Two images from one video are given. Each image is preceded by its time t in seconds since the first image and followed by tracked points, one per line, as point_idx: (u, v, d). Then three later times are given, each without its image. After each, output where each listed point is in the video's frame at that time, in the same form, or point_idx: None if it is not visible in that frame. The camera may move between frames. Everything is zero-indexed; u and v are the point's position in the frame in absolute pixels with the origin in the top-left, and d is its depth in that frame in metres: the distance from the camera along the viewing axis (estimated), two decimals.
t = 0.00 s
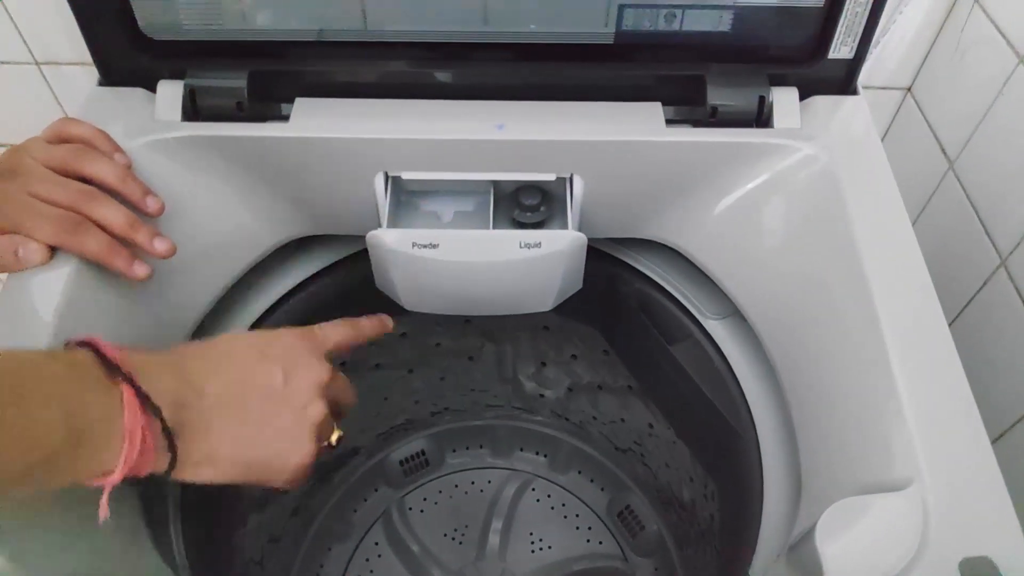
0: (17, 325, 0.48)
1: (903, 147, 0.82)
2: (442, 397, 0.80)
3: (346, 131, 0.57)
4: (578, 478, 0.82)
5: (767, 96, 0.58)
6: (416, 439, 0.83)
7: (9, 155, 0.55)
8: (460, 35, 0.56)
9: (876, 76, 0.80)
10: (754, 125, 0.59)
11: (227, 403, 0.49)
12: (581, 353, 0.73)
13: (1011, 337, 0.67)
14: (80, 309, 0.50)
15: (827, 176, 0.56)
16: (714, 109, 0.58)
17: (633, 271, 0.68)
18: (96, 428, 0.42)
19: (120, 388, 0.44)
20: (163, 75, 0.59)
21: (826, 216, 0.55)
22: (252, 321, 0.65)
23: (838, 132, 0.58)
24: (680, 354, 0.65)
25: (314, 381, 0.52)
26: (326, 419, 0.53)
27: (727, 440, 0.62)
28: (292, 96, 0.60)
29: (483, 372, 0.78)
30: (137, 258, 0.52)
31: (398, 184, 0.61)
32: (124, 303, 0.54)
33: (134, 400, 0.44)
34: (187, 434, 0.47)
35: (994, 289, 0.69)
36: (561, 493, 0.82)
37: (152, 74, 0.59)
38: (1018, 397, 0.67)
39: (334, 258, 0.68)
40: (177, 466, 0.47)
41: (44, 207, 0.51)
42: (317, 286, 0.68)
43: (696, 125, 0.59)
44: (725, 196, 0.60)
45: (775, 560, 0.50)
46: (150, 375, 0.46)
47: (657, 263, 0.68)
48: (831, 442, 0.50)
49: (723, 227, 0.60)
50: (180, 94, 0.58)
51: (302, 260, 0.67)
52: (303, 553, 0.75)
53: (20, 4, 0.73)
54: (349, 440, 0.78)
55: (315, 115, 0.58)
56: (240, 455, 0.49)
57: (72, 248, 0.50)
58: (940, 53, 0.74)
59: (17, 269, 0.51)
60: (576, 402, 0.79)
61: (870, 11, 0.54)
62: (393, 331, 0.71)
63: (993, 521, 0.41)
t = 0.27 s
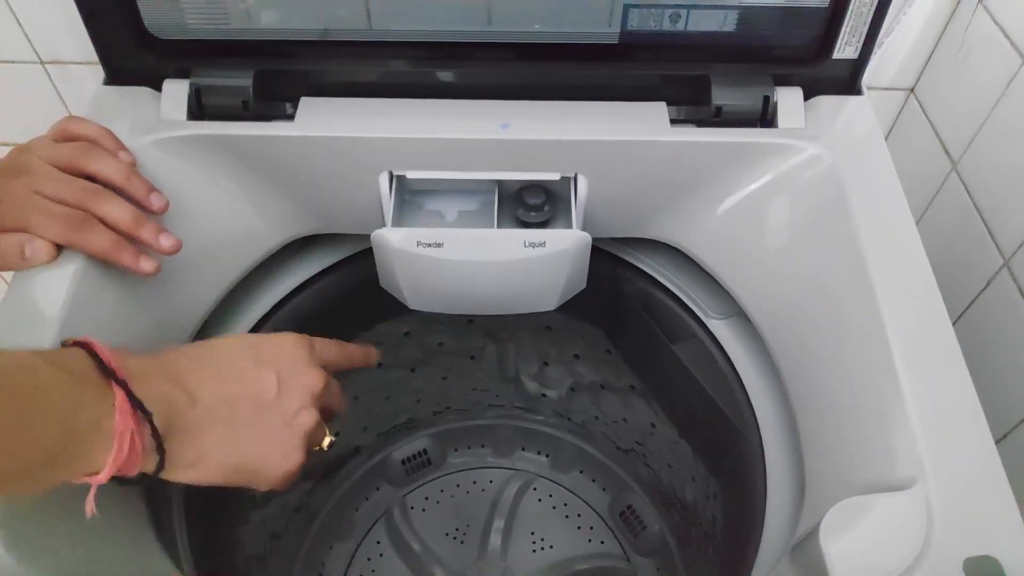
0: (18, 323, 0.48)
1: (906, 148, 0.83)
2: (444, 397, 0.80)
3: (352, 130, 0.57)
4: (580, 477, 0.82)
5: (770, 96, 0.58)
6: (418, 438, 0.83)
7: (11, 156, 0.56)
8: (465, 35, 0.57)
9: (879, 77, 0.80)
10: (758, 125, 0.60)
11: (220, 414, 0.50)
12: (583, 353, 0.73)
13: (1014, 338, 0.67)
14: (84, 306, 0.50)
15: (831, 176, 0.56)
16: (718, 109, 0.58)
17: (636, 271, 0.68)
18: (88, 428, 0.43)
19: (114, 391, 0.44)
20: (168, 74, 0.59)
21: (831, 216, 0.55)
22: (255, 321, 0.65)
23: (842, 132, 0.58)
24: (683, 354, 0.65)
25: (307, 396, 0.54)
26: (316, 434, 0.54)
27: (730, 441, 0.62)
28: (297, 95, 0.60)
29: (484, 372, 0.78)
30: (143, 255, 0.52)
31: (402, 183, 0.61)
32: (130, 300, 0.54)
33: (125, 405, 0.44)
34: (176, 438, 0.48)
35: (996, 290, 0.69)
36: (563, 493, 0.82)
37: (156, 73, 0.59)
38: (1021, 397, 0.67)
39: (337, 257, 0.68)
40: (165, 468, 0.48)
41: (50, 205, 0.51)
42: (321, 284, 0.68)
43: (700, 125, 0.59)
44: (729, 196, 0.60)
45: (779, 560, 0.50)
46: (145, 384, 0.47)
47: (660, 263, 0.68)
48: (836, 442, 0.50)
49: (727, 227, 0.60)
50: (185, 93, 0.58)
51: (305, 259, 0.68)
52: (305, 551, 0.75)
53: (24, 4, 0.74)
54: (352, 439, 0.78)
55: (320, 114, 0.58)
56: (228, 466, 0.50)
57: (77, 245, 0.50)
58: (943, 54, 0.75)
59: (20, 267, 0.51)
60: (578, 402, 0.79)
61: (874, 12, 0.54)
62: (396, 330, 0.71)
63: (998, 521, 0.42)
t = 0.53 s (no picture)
0: (18, 321, 0.48)
1: (903, 148, 0.83)
2: (442, 397, 0.80)
3: (351, 130, 0.57)
4: (578, 477, 0.82)
5: (768, 96, 0.58)
6: (417, 438, 0.83)
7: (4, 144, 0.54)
8: (463, 34, 0.57)
9: (876, 76, 0.80)
10: (756, 124, 0.60)
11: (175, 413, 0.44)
12: (581, 353, 0.73)
13: (1011, 337, 0.68)
14: (84, 304, 0.50)
15: (829, 176, 0.56)
16: (716, 108, 0.58)
17: (634, 270, 0.68)
18: None
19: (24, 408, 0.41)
20: (166, 74, 0.59)
21: (829, 215, 0.55)
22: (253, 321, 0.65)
23: (840, 132, 0.58)
24: (681, 353, 0.65)
25: (265, 388, 0.45)
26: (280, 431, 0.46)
27: (729, 440, 0.62)
28: (295, 95, 0.60)
29: (483, 372, 0.78)
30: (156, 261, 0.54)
31: (401, 182, 0.61)
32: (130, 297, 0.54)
33: (33, 428, 0.41)
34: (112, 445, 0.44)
35: (993, 290, 0.69)
36: (561, 493, 0.82)
37: (154, 73, 0.59)
38: (1017, 396, 0.67)
39: (335, 256, 0.68)
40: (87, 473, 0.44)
41: (66, 202, 0.51)
42: (319, 284, 0.68)
43: (698, 124, 0.59)
44: (726, 196, 0.60)
45: (778, 558, 0.50)
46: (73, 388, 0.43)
47: (659, 262, 0.68)
48: (834, 440, 0.51)
49: (725, 226, 0.60)
50: (183, 93, 0.58)
51: (304, 259, 0.68)
52: (304, 551, 0.75)
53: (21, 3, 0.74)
54: (350, 439, 0.78)
55: (318, 114, 0.58)
56: (190, 471, 0.44)
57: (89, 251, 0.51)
58: (940, 53, 0.75)
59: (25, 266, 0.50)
60: (576, 402, 0.79)
61: (871, 12, 0.54)
62: (394, 330, 0.72)
63: (996, 519, 0.42)
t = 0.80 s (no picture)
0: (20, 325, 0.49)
1: (901, 149, 0.83)
2: (442, 399, 0.80)
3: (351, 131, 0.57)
4: (578, 478, 0.82)
5: (766, 98, 0.59)
6: (416, 440, 0.83)
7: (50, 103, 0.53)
8: (462, 36, 0.57)
9: (874, 79, 0.81)
10: (754, 126, 0.60)
11: None
12: (580, 354, 0.73)
13: (1009, 337, 0.68)
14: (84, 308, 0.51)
15: (828, 177, 0.56)
16: (715, 110, 0.59)
17: (634, 271, 0.68)
18: None
19: None
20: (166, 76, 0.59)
21: (828, 216, 0.55)
22: (253, 323, 0.65)
23: (838, 133, 0.58)
24: (681, 354, 0.65)
25: None
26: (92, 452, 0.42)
27: (728, 442, 0.62)
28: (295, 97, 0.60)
29: (482, 373, 0.78)
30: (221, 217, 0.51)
31: (401, 184, 0.62)
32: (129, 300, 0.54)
33: None
34: None
35: (991, 290, 0.70)
36: (561, 494, 0.82)
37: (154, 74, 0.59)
38: (1016, 396, 0.67)
39: (335, 258, 0.68)
40: None
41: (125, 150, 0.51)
42: (319, 286, 0.68)
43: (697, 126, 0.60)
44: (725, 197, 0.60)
45: (777, 558, 0.50)
46: None
47: (658, 263, 0.68)
48: (834, 441, 0.51)
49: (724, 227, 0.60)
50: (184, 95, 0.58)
51: (304, 261, 0.68)
52: (304, 552, 0.75)
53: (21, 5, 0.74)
54: (349, 441, 0.78)
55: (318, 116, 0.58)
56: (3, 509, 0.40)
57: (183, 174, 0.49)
58: (936, 55, 0.75)
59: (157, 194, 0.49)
60: (576, 403, 0.79)
61: (869, 14, 0.54)
62: (394, 332, 0.72)
63: (995, 519, 0.42)
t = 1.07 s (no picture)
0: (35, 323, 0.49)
1: (906, 153, 0.83)
2: (447, 402, 0.81)
3: (359, 134, 0.57)
4: (582, 482, 0.82)
5: (773, 102, 0.59)
6: (421, 443, 0.83)
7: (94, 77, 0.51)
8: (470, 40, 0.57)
9: (879, 83, 0.81)
10: (761, 130, 0.60)
11: None
12: (585, 357, 0.74)
13: (1015, 341, 0.68)
14: (93, 309, 0.51)
15: (834, 182, 0.56)
16: (722, 114, 0.59)
17: (640, 276, 0.68)
18: None
19: None
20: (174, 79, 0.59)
21: (835, 220, 0.55)
22: (260, 326, 0.65)
23: (844, 137, 0.58)
24: (687, 358, 0.66)
25: None
26: None
27: (734, 446, 0.62)
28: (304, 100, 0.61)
29: (488, 376, 0.78)
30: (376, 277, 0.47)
31: (407, 187, 0.62)
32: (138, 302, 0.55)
33: None
34: None
35: (996, 295, 0.70)
36: (565, 498, 0.82)
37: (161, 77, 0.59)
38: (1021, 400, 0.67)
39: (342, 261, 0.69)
40: None
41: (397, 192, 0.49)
42: (326, 288, 0.68)
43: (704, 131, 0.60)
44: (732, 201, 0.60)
45: (784, 562, 0.50)
46: None
47: (664, 267, 0.68)
48: (841, 444, 0.51)
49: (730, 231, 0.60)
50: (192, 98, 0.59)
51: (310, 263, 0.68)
52: (309, 555, 0.75)
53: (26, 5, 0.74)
54: (355, 444, 0.78)
55: (326, 119, 0.58)
56: None
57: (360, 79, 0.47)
58: (941, 60, 0.75)
59: (350, 56, 0.43)
60: (580, 407, 0.79)
61: (876, 18, 0.54)
62: (400, 335, 0.72)
63: (1004, 523, 0.42)
